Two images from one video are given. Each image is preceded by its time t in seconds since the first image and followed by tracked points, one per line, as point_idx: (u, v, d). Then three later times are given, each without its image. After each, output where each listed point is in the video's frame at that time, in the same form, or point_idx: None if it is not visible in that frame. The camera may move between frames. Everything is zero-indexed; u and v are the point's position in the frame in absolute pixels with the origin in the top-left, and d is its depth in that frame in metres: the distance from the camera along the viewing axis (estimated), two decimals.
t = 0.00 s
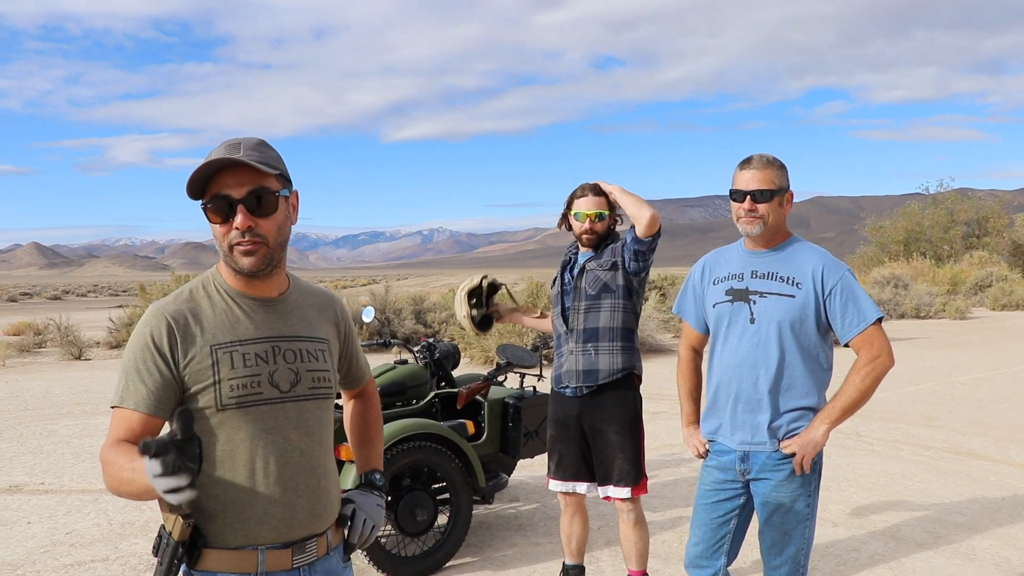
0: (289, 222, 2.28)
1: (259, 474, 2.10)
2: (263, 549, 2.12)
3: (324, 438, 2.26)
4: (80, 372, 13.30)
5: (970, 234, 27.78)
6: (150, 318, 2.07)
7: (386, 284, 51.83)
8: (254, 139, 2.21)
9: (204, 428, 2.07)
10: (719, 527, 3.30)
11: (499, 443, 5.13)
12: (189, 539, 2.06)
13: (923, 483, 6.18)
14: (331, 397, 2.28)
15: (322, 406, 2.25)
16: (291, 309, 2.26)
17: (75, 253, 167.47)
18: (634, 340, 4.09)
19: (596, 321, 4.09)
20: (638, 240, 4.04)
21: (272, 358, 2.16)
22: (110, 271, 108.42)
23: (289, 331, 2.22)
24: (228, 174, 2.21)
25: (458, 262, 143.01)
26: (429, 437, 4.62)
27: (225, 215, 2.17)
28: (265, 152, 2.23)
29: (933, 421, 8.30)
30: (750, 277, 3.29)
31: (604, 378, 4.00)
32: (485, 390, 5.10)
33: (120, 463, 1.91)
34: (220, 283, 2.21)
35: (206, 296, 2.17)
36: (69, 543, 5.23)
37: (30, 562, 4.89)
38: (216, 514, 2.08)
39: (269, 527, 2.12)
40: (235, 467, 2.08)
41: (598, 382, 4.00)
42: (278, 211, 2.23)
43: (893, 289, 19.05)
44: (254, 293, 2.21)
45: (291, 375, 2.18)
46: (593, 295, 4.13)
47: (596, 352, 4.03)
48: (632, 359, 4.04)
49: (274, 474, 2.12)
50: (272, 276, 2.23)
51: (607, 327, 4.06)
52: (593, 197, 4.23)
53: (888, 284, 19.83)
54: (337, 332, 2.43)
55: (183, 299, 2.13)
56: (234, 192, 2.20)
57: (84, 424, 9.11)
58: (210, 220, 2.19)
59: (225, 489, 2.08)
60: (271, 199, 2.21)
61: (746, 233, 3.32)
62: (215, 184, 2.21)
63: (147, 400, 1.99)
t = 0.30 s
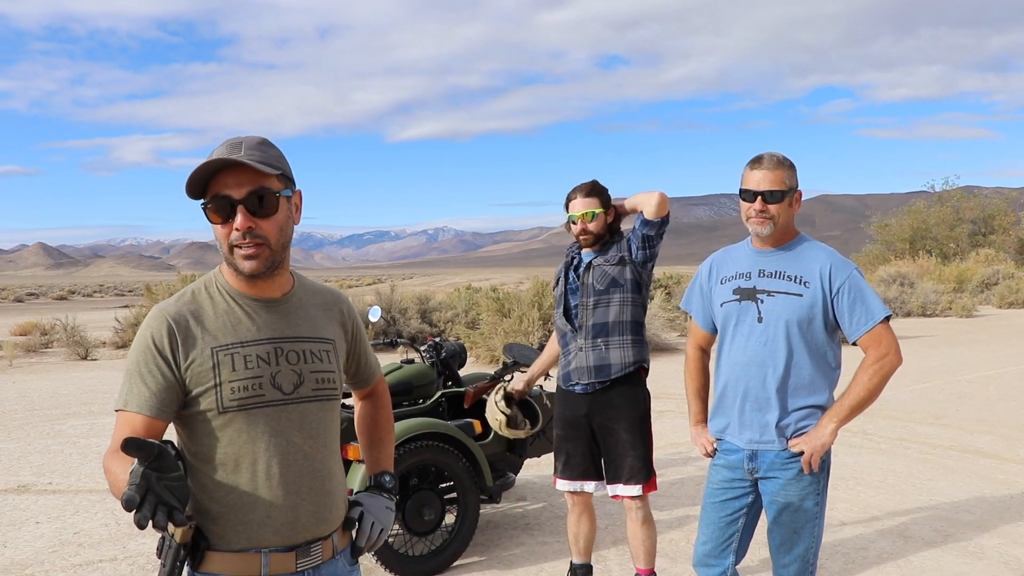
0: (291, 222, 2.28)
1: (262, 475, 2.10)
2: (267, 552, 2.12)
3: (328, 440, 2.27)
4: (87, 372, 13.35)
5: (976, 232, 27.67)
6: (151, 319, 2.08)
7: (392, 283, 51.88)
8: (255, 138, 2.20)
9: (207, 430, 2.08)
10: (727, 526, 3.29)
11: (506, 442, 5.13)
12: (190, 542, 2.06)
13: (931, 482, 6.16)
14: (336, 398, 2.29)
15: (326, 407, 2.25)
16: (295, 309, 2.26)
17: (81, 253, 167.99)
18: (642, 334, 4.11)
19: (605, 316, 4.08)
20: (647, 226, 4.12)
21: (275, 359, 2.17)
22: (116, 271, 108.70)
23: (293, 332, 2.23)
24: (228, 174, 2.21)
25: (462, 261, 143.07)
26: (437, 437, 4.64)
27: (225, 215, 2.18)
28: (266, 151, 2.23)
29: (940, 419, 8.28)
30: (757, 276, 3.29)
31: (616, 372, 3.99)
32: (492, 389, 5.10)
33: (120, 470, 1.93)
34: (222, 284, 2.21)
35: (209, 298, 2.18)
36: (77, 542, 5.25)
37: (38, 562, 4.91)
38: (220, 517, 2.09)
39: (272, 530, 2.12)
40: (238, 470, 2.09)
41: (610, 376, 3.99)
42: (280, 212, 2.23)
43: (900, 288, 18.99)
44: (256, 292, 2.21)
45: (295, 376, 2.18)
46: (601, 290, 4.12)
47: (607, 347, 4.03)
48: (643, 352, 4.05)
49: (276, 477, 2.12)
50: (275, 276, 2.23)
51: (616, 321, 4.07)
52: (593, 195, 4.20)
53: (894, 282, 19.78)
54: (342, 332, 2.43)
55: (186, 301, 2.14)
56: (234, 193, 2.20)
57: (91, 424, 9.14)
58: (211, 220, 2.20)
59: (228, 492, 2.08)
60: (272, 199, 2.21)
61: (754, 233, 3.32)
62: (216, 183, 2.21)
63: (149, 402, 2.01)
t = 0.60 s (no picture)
0: (297, 222, 2.29)
1: (262, 475, 2.11)
2: (266, 553, 2.12)
3: (327, 440, 2.27)
4: (86, 369, 13.35)
5: (976, 239, 27.68)
6: (152, 317, 2.07)
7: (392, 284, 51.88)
8: (267, 136, 2.21)
9: (209, 429, 2.08)
10: (727, 529, 3.30)
11: (506, 444, 5.14)
12: (191, 543, 2.06)
13: (930, 487, 6.16)
14: (336, 398, 2.30)
15: (326, 408, 2.26)
16: (296, 309, 2.27)
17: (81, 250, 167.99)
18: (641, 347, 4.13)
19: (605, 328, 4.09)
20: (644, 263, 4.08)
21: (277, 359, 2.17)
22: (116, 268, 108.68)
23: (295, 332, 2.23)
24: (239, 171, 2.21)
25: (463, 262, 143.10)
26: (437, 438, 4.64)
27: (234, 212, 2.19)
28: (277, 149, 2.23)
29: (940, 425, 8.28)
30: (760, 281, 3.29)
31: (613, 385, 4.01)
32: (493, 390, 5.10)
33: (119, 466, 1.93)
34: (224, 281, 2.21)
35: (210, 296, 2.18)
36: (76, 540, 5.24)
37: (37, 559, 4.91)
38: (221, 516, 2.08)
39: (272, 531, 2.13)
40: (240, 470, 2.09)
41: (608, 388, 4.00)
42: (288, 211, 2.24)
43: (899, 293, 18.99)
44: (260, 291, 2.22)
45: (297, 376, 2.19)
46: (602, 301, 4.13)
47: (606, 359, 4.03)
48: (641, 367, 4.07)
49: (277, 478, 2.13)
50: (280, 274, 2.24)
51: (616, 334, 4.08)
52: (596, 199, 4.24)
53: (894, 288, 19.78)
54: (341, 332, 2.44)
55: (188, 299, 2.14)
56: (245, 190, 2.21)
57: (90, 421, 9.14)
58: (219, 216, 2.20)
59: (229, 492, 2.08)
60: (281, 198, 2.22)
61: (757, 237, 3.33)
62: (226, 179, 2.22)
63: (150, 400, 2.00)
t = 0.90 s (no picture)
0: (303, 225, 2.30)
1: (263, 479, 2.11)
2: (266, 556, 2.12)
3: (327, 444, 2.28)
4: (85, 371, 13.35)
5: (975, 247, 27.74)
6: (152, 319, 2.08)
7: (392, 288, 51.87)
8: (275, 138, 2.22)
9: (208, 433, 2.09)
10: (725, 535, 3.30)
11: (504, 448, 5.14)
12: (191, 547, 2.06)
13: (927, 495, 6.17)
14: (335, 402, 2.30)
15: (326, 412, 2.26)
16: (295, 312, 2.28)
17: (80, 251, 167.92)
18: (635, 350, 4.11)
19: (597, 332, 4.10)
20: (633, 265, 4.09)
21: (277, 362, 2.18)
22: (115, 270, 108.61)
23: (294, 335, 2.24)
24: (247, 172, 2.22)
25: (462, 266, 143.12)
26: (436, 441, 4.64)
27: (240, 213, 2.20)
28: (285, 152, 2.24)
29: (937, 433, 8.29)
30: (759, 288, 3.30)
31: (606, 390, 4.01)
32: (491, 394, 5.11)
33: (116, 472, 1.93)
34: (224, 283, 2.22)
35: (211, 299, 2.18)
36: (72, 541, 5.24)
37: (34, 561, 4.91)
38: (219, 520, 2.09)
39: (272, 534, 2.13)
40: (240, 474, 2.09)
41: (601, 393, 4.01)
42: (294, 214, 2.25)
43: (898, 300, 19.02)
44: (262, 293, 2.22)
45: (297, 380, 2.20)
46: (593, 306, 4.15)
47: (599, 362, 4.04)
48: (634, 369, 4.05)
49: (277, 481, 2.13)
50: (283, 277, 2.25)
51: (608, 337, 4.08)
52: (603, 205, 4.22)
53: (893, 295, 19.80)
54: (339, 335, 2.44)
55: (188, 302, 2.15)
56: (252, 191, 2.22)
57: (88, 423, 9.14)
58: (224, 216, 2.21)
59: (228, 496, 2.09)
60: (287, 201, 2.24)
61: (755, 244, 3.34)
62: (233, 180, 2.22)
63: (149, 404, 2.00)
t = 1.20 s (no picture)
0: (302, 223, 2.31)
1: (261, 477, 2.12)
2: (264, 553, 2.13)
3: (326, 442, 2.29)
4: (82, 368, 13.34)
5: (973, 251, 27.76)
6: (152, 316, 2.09)
7: (390, 288, 51.84)
8: (275, 136, 2.23)
9: (206, 430, 2.09)
10: (722, 537, 3.31)
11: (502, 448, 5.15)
12: (189, 542, 2.07)
13: (924, 498, 6.18)
14: (335, 399, 2.31)
15: (325, 410, 2.27)
16: (295, 310, 2.28)
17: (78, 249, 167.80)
18: (628, 350, 4.11)
19: (591, 333, 4.09)
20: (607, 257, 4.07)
21: (276, 360, 2.18)
22: (113, 267, 108.50)
23: (294, 333, 2.25)
24: (247, 170, 2.23)
25: (461, 266, 143.15)
26: (434, 441, 4.65)
27: (240, 211, 2.20)
28: (284, 150, 2.25)
29: (934, 436, 8.30)
30: (757, 290, 3.31)
31: (600, 390, 4.01)
32: (489, 394, 5.12)
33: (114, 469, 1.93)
34: (225, 281, 2.23)
35: (210, 297, 2.19)
36: (69, 538, 5.24)
37: (31, 557, 4.91)
38: (218, 517, 2.09)
39: (270, 531, 2.13)
40: (239, 472, 2.10)
41: (595, 394, 4.01)
42: (294, 212, 2.25)
43: (896, 304, 19.03)
44: (261, 291, 2.23)
45: (296, 378, 2.20)
46: (585, 307, 4.15)
47: (592, 363, 4.04)
48: (627, 369, 4.06)
49: (276, 479, 2.14)
50: (282, 275, 2.25)
51: (601, 338, 4.08)
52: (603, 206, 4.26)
53: (891, 299, 19.82)
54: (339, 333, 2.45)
55: (188, 300, 2.15)
56: (252, 189, 2.23)
57: (85, 420, 9.13)
58: (224, 214, 2.21)
59: (227, 492, 2.09)
60: (286, 199, 2.24)
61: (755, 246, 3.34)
62: (232, 178, 2.23)
63: (147, 401, 2.01)
